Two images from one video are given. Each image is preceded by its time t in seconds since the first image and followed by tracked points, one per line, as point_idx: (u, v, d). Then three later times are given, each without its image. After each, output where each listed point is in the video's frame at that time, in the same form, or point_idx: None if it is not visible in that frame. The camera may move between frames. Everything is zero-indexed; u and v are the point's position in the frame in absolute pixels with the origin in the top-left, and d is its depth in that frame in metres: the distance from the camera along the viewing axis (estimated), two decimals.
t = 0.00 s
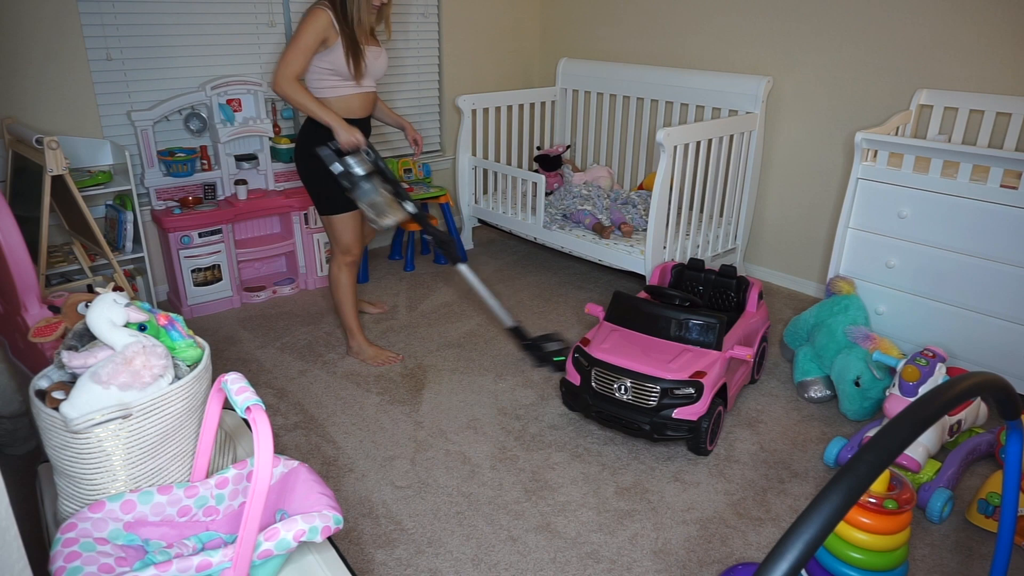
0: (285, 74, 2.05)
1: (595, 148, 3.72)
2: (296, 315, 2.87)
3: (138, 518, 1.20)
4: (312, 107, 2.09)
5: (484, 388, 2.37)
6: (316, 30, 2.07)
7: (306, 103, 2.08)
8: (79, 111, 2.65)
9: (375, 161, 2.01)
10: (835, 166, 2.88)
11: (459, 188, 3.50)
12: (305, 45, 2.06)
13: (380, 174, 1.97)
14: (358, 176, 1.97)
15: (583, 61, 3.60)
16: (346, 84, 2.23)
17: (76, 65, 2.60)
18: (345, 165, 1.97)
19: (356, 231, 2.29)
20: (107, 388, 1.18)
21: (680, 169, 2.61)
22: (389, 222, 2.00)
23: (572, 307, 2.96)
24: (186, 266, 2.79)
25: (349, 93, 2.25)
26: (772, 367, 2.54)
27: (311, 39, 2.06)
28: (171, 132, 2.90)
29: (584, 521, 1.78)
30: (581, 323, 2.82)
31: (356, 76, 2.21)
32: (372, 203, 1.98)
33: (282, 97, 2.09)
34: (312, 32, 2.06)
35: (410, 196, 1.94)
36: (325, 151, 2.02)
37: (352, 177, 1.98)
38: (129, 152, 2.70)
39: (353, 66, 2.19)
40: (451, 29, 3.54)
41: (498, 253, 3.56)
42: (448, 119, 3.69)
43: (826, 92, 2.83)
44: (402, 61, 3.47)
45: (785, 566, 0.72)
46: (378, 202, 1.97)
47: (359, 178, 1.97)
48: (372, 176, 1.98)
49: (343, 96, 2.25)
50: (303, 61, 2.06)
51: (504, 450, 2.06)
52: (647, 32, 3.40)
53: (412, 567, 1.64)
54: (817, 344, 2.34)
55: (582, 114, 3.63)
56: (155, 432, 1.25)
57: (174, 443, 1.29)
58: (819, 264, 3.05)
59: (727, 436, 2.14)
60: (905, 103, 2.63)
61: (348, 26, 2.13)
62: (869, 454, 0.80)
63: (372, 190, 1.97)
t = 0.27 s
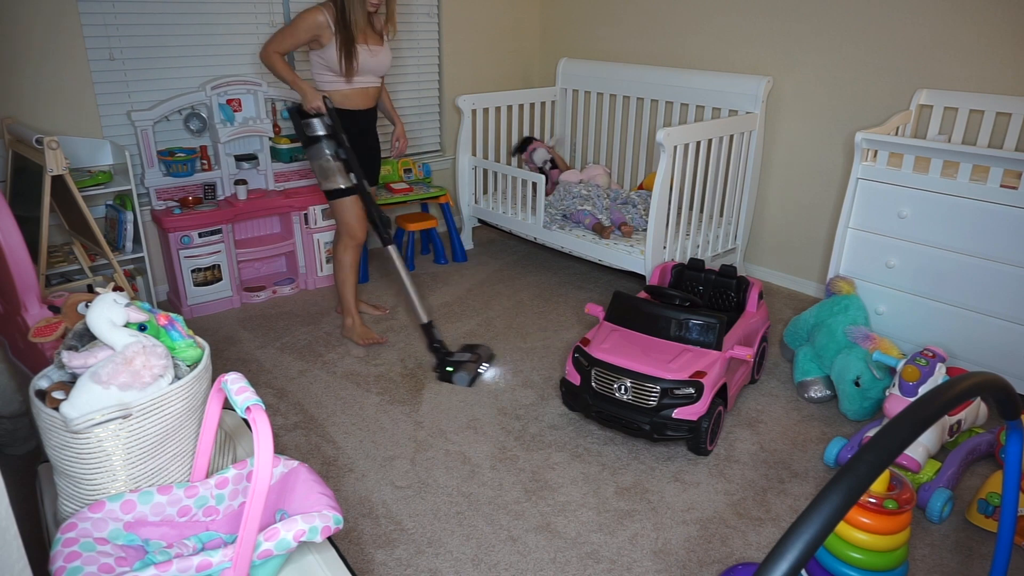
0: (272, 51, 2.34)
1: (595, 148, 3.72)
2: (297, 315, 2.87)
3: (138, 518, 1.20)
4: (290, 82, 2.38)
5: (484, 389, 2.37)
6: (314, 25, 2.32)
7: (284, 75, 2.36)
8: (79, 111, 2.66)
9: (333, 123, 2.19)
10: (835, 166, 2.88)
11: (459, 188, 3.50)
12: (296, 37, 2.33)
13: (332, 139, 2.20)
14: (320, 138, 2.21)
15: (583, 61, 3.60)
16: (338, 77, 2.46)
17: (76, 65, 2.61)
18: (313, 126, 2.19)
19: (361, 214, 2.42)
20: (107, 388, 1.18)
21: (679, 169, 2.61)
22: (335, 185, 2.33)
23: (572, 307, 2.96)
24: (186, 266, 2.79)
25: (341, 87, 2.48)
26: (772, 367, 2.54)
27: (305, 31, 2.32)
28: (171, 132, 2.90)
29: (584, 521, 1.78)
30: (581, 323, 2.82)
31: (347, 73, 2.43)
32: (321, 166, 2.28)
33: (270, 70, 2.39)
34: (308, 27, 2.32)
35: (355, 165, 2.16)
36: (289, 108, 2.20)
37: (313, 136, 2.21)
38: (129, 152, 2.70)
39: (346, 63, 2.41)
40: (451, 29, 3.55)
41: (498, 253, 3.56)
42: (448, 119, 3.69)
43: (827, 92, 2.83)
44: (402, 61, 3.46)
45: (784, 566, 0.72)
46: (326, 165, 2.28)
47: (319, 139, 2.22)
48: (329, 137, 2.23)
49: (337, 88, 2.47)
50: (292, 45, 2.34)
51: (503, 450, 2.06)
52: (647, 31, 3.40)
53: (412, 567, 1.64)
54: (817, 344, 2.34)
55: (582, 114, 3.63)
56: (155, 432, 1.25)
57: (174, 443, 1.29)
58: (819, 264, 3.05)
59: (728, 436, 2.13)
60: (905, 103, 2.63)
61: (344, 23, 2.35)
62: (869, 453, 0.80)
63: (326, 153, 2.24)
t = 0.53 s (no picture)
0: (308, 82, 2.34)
1: (595, 148, 3.72)
2: (297, 315, 2.87)
3: (138, 518, 1.20)
4: (336, 118, 2.37)
5: (484, 389, 2.37)
6: (320, 32, 2.31)
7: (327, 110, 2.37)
8: (79, 111, 2.66)
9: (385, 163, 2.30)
10: (835, 166, 2.88)
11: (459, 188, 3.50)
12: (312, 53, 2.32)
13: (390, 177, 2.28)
14: (375, 179, 2.28)
15: (583, 61, 3.60)
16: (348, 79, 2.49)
17: (76, 65, 2.61)
18: (366, 169, 2.28)
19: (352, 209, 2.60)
20: (107, 388, 1.18)
21: (679, 169, 2.61)
22: (396, 223, 2.33)
23: (572, 307, 2.96)
24: (186, 266, 2.79)
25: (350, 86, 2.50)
26: (772, 367, 2.54)
27: (315, 41, 2.31)
28: (171, 132, 2.90)
29: (584, 521, 1.78)
30: (581, 323, 2.82)
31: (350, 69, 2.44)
32: (380, 206, 2.30)
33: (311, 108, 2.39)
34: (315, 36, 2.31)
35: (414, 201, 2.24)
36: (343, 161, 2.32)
37: (368, 179, 2.30)
38: (129, 152, 2.70)
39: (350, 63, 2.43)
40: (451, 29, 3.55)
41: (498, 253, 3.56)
42: (448, 119, 3.69)
43: (827, 92, 2.83)
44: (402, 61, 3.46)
45: (785, 566, 0.72)
46: (384, 204, 2.30)
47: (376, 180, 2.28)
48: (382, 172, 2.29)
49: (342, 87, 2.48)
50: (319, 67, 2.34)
51: (503, 450, 2.06)
52: (647, 32, 3.40)
53: (412, 567, 1.64)
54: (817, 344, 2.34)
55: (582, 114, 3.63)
56: (155, 432, 1.25)
57: (174, 442, 1.29)
58: (819, 264, 3.05)
59: (728, 436, 2.13)
60: (905, 103, 2.63)
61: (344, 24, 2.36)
62: (869, 454, 0.80)
63: (383, 193, 2.27)
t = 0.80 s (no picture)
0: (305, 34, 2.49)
1: (595, 148, 3.72)
2: (296, 315, 2.87)
3: (138, 518, 1.20)
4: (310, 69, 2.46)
5: (484, 389, 2.36)
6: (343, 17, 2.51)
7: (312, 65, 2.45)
8: (79, 111, 2.66)
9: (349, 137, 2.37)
10: (834, 166, 2.88)
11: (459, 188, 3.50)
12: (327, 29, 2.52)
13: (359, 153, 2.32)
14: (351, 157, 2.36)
15: (583, 61, 3.60)
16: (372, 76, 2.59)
17: (76, 65, 2.61)
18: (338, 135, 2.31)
19: (359, 211, 2.58)
20: (107, 388, 1.18)
21: (680, 169, 2.61)
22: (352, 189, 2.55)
23: (572, 307, 2.96)
24: (186, 266, 2.79)
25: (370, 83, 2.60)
26: (772, 367, 2.54)
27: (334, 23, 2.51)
28: (171, 132, 2.90)
29: (584, 521, 1.78)
30: (581, 323, 2.82)
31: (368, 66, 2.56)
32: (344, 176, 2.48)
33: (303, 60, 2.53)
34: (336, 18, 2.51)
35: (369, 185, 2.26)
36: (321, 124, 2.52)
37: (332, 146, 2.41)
38: (129, 152, 2.70)
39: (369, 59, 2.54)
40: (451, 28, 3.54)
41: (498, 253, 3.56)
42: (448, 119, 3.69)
43: (826, 92, 2.83)
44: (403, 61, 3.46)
45: (785, 566, 0.72)
46: (331, 149, 1.92)
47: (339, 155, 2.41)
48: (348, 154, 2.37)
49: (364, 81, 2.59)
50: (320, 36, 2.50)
51: (503, 450, 2.06)
52: (647, 32, 3.40)
53: (412, 567, 1.64)
54: (817, 344, 2.34)
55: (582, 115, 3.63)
56: (155, 432, 1.25)
57: (174, 442, 1.29)
58: (819, 264, 3.04)
59: (728, 436, 2.13)
60: (905, 103, 2.63)
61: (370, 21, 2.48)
62: (869, 454, 0.80)
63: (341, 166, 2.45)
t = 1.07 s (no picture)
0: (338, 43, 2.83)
1: (595, 148, 3.72)
2: (296, 315, 2.87)
3: (138, 518, 1.20)
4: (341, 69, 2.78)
5: (484, 389, 2.37)
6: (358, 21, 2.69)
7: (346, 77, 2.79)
8: (79, 111, 2.66)
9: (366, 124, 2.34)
10: (835, 166, 2.88)
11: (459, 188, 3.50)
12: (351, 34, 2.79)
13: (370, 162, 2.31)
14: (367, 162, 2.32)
15: (583, 61, 3.60)
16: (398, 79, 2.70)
17: (76, 65, 2.61)
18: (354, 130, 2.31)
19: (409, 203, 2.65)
20: (107, 388, 1.18)
21: (680, 169, 2.61)
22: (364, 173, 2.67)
23: (572, 307, 2.96)
24: (186, 266, 2.79)
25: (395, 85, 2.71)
26: (772, 367, 2.54)
27: (353, 28, 2.73)
28: (171, 132, 2.90)
29: (584, 521, 1.78)
30: (581, 323, 2.82)
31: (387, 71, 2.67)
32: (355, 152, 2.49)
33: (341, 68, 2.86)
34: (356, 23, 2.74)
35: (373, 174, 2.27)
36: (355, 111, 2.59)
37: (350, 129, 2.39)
38: (129, 152, 2.70)
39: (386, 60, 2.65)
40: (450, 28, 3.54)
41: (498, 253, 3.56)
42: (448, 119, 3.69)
43: (826, 92, 2.83)
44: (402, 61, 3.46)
45: (785, 566, 0.72)
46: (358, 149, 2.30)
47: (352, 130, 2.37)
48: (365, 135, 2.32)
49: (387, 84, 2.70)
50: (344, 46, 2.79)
51: (503, 450, 2.06)
52: (647, 32, 3.40)
53: (412, 567, 1.64)
54: (817, 344, 2.34)
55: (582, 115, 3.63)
56: (155, 432, 1.25)
57: (174, 443, 1.29)
58: (819, 264, 3.05)
59: (727, 436, 2.13)
60: (905, 103, 2.63)
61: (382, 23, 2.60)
62: (869, 453, 0.80)
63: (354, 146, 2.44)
